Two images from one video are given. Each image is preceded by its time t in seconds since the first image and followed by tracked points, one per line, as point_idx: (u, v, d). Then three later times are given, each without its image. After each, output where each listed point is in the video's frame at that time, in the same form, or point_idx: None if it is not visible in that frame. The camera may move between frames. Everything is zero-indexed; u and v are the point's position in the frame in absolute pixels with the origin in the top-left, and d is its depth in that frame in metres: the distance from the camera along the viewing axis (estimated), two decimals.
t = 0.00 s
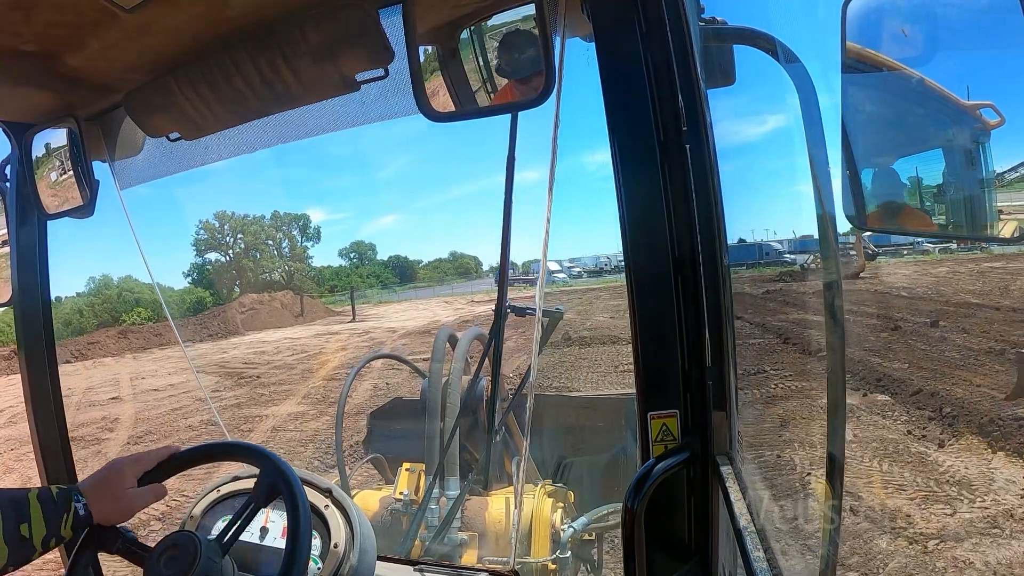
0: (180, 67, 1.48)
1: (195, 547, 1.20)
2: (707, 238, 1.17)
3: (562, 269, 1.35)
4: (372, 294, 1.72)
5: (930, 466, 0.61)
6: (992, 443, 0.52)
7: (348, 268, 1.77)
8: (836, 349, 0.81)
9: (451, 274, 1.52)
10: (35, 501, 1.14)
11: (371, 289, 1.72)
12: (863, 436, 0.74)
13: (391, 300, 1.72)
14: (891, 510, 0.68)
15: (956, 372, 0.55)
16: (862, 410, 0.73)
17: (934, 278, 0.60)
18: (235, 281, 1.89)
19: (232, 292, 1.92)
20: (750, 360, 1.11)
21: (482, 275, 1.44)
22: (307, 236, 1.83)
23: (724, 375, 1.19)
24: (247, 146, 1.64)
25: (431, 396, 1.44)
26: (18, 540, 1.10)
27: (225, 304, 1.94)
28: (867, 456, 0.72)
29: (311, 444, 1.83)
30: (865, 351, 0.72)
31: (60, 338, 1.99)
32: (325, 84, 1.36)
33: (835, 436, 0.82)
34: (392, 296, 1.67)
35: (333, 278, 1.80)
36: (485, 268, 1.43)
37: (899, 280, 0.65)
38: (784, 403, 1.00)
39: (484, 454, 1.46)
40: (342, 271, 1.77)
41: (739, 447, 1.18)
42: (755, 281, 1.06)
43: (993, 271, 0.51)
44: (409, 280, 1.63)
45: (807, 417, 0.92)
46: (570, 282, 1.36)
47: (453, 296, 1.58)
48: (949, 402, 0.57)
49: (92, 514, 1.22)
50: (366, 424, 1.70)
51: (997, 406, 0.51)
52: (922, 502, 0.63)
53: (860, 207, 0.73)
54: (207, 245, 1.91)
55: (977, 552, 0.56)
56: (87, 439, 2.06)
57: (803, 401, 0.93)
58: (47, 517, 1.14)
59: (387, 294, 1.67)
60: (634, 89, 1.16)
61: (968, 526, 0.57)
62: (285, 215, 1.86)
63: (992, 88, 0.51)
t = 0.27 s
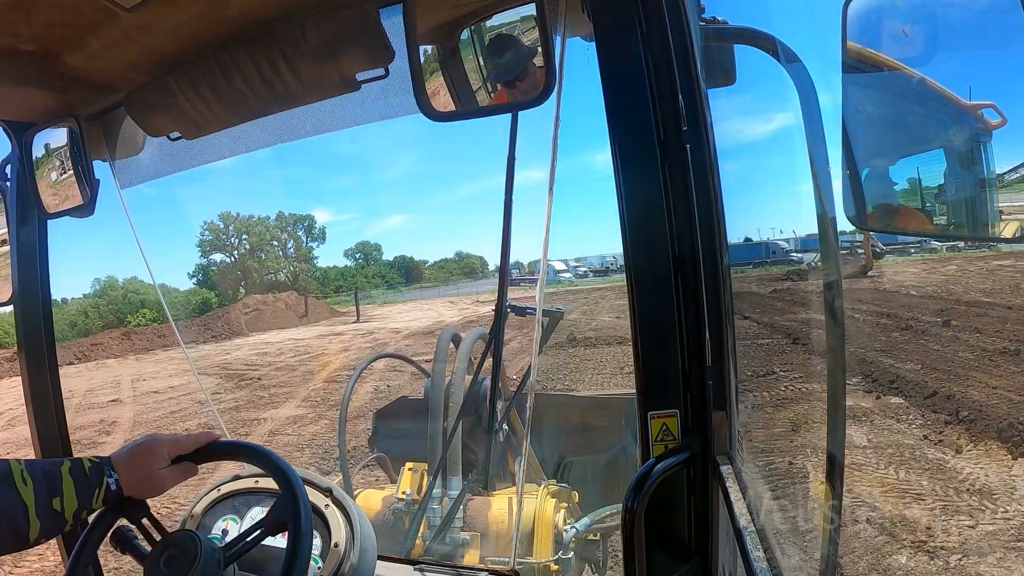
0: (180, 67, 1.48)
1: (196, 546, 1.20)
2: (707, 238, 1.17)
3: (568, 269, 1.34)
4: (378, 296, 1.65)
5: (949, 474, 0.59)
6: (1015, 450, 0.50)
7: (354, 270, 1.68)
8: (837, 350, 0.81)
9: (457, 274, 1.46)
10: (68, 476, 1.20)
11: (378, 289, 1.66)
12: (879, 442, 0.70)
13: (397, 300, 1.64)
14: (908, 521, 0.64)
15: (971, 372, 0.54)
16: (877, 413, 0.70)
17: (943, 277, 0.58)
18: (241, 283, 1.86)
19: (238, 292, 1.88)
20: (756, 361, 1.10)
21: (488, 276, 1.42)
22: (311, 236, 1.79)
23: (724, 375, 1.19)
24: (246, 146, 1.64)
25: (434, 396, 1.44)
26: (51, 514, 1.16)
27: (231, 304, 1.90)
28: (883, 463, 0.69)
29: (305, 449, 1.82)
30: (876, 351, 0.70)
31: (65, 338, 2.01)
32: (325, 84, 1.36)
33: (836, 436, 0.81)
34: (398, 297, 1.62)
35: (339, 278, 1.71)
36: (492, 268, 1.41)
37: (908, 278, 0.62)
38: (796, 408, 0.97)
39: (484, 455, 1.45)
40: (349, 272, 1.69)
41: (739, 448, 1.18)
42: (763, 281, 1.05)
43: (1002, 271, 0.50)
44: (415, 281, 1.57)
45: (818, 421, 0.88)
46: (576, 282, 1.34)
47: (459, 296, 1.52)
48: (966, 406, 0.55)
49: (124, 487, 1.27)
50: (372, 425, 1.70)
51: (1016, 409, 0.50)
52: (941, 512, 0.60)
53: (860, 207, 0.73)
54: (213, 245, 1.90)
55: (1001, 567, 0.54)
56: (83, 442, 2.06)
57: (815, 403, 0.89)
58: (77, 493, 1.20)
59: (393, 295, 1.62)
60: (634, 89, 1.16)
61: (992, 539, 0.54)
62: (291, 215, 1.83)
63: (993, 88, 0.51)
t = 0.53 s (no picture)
0: (180, 67, 1.48)
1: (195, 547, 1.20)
2: (707, 238, 1.17)
3: (574, 267, 1.35)
4: (382, 294, 1.69)
5: (968, 481, 0.56)
6: None
7: (359, 268, 1.73)
8: (837, 350, 0.80)
9: (462, 273, 1.51)
10: (86, 459, 1.21)
11: (381, 289, 1.69)
12: (893, 447, 0.67)
13: (401, 299, 1.68)
14: (929, 534, 0.62)
15: (987, 373, 0.52)
16: (889, 416, 0.67)
17: (950, 274, 0.57)
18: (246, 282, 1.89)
19: (242, 291, 1.93)
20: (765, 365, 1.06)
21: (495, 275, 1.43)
22: (316, 235, 1.82)
23: (724, 375, 1.19)
24: (246, 146, 1.64)
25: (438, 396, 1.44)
26: (67, 499, 1.18)
27: (236, 303, 1.94)
28: (898, 470, 0.65)
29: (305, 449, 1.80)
30: (886, 351, 0.67)
31: (69, 338, 2.00)
32: (325, 84, 1.36)
33: (835, 436, 0.81)
34: (403, 295, 1.65)
35: (343, 277, 1.76)
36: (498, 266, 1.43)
37: (916, 276, 0.62)
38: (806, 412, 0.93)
39: (484, 455, 1.45)
40: (352, 270, 1.74)
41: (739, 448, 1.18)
42: (769, 280, 1.02)
43: (1012, 268, 0.49)
44: (419, 279, 1.60)
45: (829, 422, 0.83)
46: (577, 280, 1.34)
47: (462, 296, 1.58)
48: (983, 409, 0.54)
49: (145, 473, 1.25)
50: (377, 424, 1.70)
51: None
52: (963, 524, 0.57)
53: (859, 207, 0.73)
54: (216, 245, 1.92)
55: None
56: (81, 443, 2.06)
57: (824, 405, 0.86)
58: (95, 477, 1.20)
59: (397, 293, 1.66)
60: (633, 88, 1.16)
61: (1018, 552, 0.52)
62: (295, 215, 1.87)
63: (993, 87, 0.51)
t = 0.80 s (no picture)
0: (180, 67, 1.48)
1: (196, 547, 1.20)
2: (707, 239, 1.17)
3: (575, 262, 1.35)
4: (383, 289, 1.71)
5: (986, 489, 0.53)
6: None
7: (359, 262, 1.74)
8: (837, 351, 0.80)
9: (463, 267, 1.51)
10: (16, 508, 1.14)
11: (383, 282, 1.71)
12: (906, 452, 0.64)
13: (403, 293, 1.70)
14: (948, 546, 0.59)
15: (998, 373, 0.50)
16: (901, 418, 0.64)
17: (956, 271, 0.55)
18: (246, 276, 1.87)
19: (243, 284, 1.90)
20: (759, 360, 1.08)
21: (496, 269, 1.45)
22: (316, 229, 1.83)
23: (725, 376, 1.19)
24: (247, 146, 1.64)
25: (438, 395, 1.44)
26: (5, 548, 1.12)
27: (236, 296, 1.92)
28: (914, 477, 0.63)
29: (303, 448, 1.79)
30: (895, 350, 0.65)
31: (68, 333, 2.00)
32: (325, 84, 1.36)
33: (836, 436, 0.81)
34: (404, 289, 1.67)
35: (344, 272, 1.77)
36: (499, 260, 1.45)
37: (920, 272, 0.61)
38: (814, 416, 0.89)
39: (484, 455, 1.44)
40: (354, 265, 1.75)
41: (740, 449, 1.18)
42: (772, 275, 1.02)
43: (1018, 265, 0.48)
44: (421, 274, 1.61)
45: (838, 426, 0.80)
46: (580, 276, 1.34)
47: (461, 291, 1.60)
48: (999, 410, 0.51)
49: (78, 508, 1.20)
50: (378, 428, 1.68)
51: None
52: (982, 537, 0.55)
53: (860, 208, 0.73)
54: (217, 240, 1.91)
55: None
56: (81, 443, 2.05)
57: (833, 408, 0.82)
58: (28, 523, 1.13)
59: (399, 287, 1.67)
60: (632, 88, 1.16)
61: None
62: (296, 209, 1.86)
63: (991, 88, 0.51)
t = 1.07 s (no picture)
0: (180, 67, 1.48)
1: (195, 549, 1.19)
2: (707, 238, 1.17)
3: (575, 258, 1.35)
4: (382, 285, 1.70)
5: (1001, 499, 0.52)
6: None
7: (359, 258, 1.74)
8: (837, 351, 0.80)
9: (463, 263, 1.51)
10: (25, 518, 1.19)
11: (382, 278, 1.71)
12: (918, 458, 0.62)
13: (402, 289, 1.70)
14: (964, 562, 0.57)
15: (1007, 375, 0.49)
16: (910, 421, 0.62)
17: (959, 268, 0.55)
18: (245, 272, 1.89)
19: (240, 282, 1.92)
20: (755, 355, 1.09)
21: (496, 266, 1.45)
22: (316, 226, 1.82)
23: (725, 375, 1.18)
24: (247, 146, 1.64)
25: (438, 393, 1.45)
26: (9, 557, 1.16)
27: (235, 294, 1.93)
28: (927, 486, 0.61)
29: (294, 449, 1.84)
30: (903, 350, 0.63)
31: (67, 330, 2.00)
32: (325, 84, 1.36)
33: (836, 436, 0.82)
34: (403, 285, 1.67)
35: (343, 268, 1.79)
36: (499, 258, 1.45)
37: (923, 270, 0.60)
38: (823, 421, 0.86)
39: (484, 455, 1.45)
40: (354, 261, 1.76)
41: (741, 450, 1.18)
42: (773, 272, 1.01)
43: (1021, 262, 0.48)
44: (420, 270, 1.62)
45: (848, 433, 0.77)
46: (580, 272, 1.34)
47: (461, 287, 1.60)
48: (1011, 414, 0.50)
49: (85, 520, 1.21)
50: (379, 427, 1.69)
51: None
52: (1000, 552, 0.53)
53: (859, 207, 0.73)
54: (215, 236, 1.91)
55: None
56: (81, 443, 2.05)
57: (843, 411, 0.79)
58: (34, 534, 1.18)
59: (398, 283, 1.67)
60: (632, 88, 1.16)
61: None
62: (295, 205, 1.83)
63: (990, 88, 0.51)
